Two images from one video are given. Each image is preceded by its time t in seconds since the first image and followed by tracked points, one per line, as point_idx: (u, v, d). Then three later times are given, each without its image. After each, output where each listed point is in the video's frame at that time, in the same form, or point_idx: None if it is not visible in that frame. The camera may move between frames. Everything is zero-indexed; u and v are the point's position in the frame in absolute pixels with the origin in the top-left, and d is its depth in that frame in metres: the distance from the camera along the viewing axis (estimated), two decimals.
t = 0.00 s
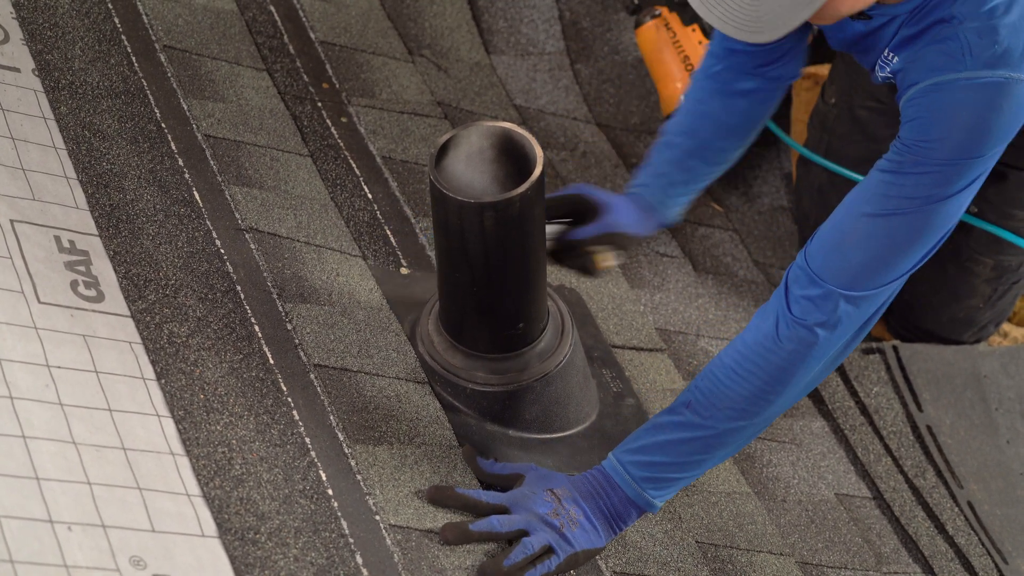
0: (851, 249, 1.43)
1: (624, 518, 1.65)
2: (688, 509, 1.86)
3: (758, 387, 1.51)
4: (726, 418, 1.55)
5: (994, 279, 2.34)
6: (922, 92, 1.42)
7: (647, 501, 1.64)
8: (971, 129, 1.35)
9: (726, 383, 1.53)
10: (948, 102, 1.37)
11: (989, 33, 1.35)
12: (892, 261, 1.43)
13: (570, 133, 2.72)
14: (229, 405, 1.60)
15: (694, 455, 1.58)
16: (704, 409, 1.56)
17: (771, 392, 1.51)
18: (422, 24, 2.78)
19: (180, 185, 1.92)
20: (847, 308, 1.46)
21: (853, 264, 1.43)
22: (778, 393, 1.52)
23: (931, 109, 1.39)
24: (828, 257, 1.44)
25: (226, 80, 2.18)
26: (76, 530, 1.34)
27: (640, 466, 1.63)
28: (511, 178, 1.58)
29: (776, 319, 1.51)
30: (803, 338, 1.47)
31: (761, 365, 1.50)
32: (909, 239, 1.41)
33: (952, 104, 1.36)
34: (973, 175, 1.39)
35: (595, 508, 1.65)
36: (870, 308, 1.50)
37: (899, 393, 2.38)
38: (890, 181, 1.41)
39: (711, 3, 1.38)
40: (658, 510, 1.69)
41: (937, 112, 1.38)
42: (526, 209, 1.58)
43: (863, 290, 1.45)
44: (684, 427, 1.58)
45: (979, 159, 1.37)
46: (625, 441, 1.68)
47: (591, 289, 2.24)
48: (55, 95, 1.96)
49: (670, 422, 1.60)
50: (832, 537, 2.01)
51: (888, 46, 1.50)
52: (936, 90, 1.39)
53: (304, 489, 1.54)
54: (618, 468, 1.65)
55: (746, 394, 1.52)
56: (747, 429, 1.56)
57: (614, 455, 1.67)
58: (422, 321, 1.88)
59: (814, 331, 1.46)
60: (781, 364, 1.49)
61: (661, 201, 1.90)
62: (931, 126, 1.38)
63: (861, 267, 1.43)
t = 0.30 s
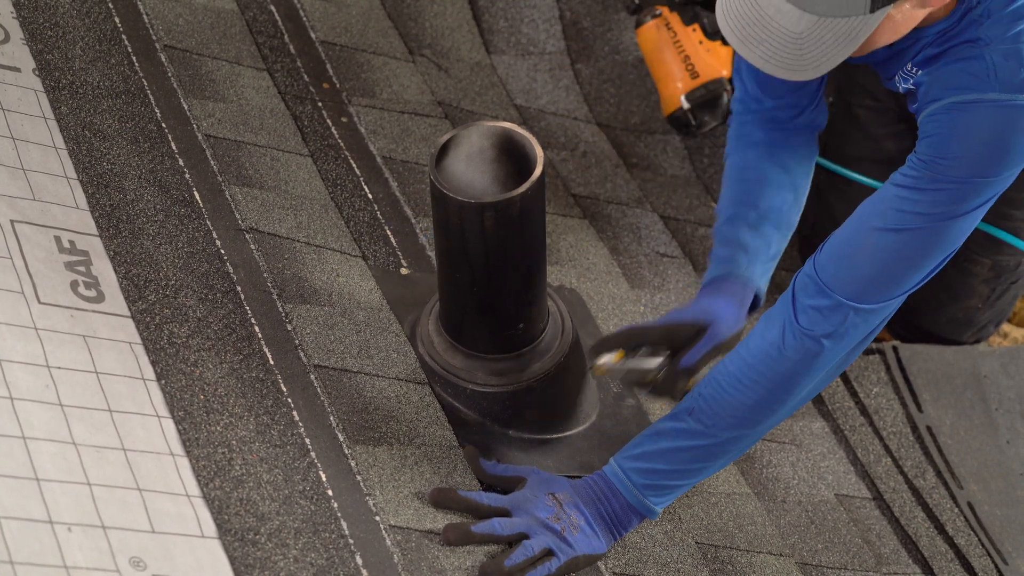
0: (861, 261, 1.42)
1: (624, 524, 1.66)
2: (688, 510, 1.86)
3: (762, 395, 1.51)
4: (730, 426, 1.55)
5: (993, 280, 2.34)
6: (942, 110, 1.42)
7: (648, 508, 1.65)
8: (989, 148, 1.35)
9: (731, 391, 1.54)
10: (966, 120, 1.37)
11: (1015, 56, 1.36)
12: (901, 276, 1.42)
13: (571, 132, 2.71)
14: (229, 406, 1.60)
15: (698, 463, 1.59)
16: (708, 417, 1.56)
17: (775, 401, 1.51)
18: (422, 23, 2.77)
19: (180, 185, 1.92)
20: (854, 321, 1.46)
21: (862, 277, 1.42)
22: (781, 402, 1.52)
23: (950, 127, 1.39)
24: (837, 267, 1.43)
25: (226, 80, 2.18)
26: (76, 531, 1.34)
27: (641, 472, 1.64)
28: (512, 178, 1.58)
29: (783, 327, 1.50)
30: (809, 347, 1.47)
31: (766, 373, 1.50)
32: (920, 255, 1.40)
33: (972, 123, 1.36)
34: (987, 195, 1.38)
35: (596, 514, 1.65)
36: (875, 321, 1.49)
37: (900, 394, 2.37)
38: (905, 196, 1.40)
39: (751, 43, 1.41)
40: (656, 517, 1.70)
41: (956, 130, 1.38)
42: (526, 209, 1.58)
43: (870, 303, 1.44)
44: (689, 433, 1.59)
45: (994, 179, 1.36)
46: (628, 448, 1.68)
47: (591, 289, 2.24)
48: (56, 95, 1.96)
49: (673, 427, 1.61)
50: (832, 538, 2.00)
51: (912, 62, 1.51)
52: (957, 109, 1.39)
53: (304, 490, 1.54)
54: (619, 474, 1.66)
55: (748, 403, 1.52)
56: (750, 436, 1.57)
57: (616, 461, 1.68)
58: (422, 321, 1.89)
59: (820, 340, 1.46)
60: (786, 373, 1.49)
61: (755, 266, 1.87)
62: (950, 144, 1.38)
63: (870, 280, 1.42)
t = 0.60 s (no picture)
0: (863, 267, 1.41)
1: (624, 526, 1.66)
2: (688, 510, 1.86)
3: (763, 399, 1.51)
4: (730, 429, 1.55)
5: (991, 281, 2.35)
6: (949, 114, 1.38)
7: (648, 510, 1.65)
8: (996, 155, 1.32)
9: (731, 395, 1.54)
10: (973, 125, 1.34)
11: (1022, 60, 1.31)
12: (903, 281, 1.41)
13: (570, 133, 2.71)
14: (229, 405, 1.60)
15: (699, 466, 1.59)
16: (707, 419, 1.56)
17: (775, 404, 1.52)
18: (422, 24, 2.77)
19: (181, 185, 1.92)
20: (855, 325, 1.46)
21: (863, 282, 1.42)
22: (783, 405, 1.52)
23: (957, 132, 1.36)
24: (839, 272, 1.43)
25: (226, 80, 2.18)
26: (76, 531, 1.34)
27: (640, 475, 1.64)
28: (512, 179, 1.58)
29: (784, 330, 1.50)
30: (809, 352, 1.47)
31: (766, 377, 1.50)
32: (924, 261, 1.39)
33: (979, 128, 1.33)
34: (994, 200, 1.36)
35: (597, 516, 1.65)
36: (878, 324, 1.49)
37: (900, 394, 2.37)
38: (910, 200, 1.38)
39: (734, 43, 1.36)
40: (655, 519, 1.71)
41: (963, 135, 1.35)
42: (526, 210, 1.58)
43: (872, 307, 1.44)
44: (690, 437, 1.58)
45: (1001, 186, 1.33)
46: (628, 450, 1.68)
47: (591, 289, 2.24)
48: (56, 95, 1.96)
49: (672, 429, 1.61)
50: (832, 537, 2.00)
51: (918, 74, 1.46)
52: (964, 114, 1.36)
53: (304, 489, 1.54)
54: (619, 476, 1.66)
55: (747, 405, 1.52)
56: (751, 439, 1.57)
57: (615, 463, 1.68)
58: (422, 321, 1.88)
59: (821, 344, 1.46)
60: (786, 378, 1.49)
61: (690, 345, 1.83)
62: (957, 150, 1.35)
63: (871, 285, 1.41)
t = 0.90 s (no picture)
0: (856, 260, 1.41)
1: (624, 525, 1.66)
2: (688, 510, 1.86)
3: (758, 394, 1.51)
4: (726, 425, 1.55)
5: (988, 283, 2.36)
6: (943, 103, 1.35)
7: (647, 509, 1.65)
8: (989, 146, 1.29)
9: (727, 391, 1.54)
10: (966, 115, 1.31)
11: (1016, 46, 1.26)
12: (897, 273, 1.41)
13: (570, 133, 2.71)
14: (229, 406, 1.60)
15: (695, 462, 1.59)
16: (703, 416, 1.56)
17: (771, 399, 1.52)
18: (422, 24, 2.77)
19: (181, 185, 1.92)
20: (850, 318, 1.46)
21: (857, 275, 1.42)
22: (778, 400, 1.52)
23: (949, 122, 1.33)
24: (832, 265, 1.43)
25: (226, 80, 2.18)
26: (76, 531, 1.34)
27: (639, 473, 1.65)
28: (512, 179, 1.58)
29: (778, 324, 1.50)
30: (804, 346, 1.47)
31: (760, 373, 1.50)
32: (918, 252, 1.39)
33: (971, 118, 1.30)
34: (988, 189, 1.34)
35: (596, 515, 1.65)
36: (874, 316, 1.49)
37: (900, 394, 2.38)
38: (903, 192, 1.37)
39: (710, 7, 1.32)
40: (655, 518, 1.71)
41: (956, 125, 1.32)
42: (526, 210, 1.58)
43: (867, 299, 1.44)
44: (685, 433, 1.58)
45: (994, 176, 1.32)
46: (625, 449, 1.68)
47: (591, 289, 2.24)
48: (55, 95, 1.96)
49: (669, 427, 1.61)
50: (832, 537, 2.00)
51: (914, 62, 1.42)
52: (957, 103, 1.32)
53: (304, 489, 1.54)
54: (618, 476, 1.67)
55: (743, 401, 1.53)
56: (748, 434, 1.57)
57: (613, 463, 1.68)
58: (422, 323, 1.87)
59: (815, 338, 1.46)
60: (781, 372, 1.49)
61: (685, 343, 1.81)
62: (949, 140, 1.32)
63: (864, 277, 1.41)
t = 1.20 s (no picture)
0: (847, 253, 1.41)
1: (623, 525, 1.66)
2: (688, 510, 1.86)
3: (753, 389, 1.51)
4: (721, 421, 1.55)
5: (986, 285, 2.36)
6: (930, 93, 1.35)
7: (646, 508, 1.65)
8: (977, 134, 1.30)
9: (722, 388, 1.54)
10: (954, 103, 1.31)
11: (1003, 31, 1.27)
12: (889, 265, 1.41)
13: (570, 133, 2.71)
14: (229, 406, 1.60)
15: (691, 459, 1.59)
16: (699, 413, 1.56)
17: (766, 395, 1.52)
18: (422, 24, 2.77)
19: (181, 185, 1.92)
20: (843, 312, 1.45)
21: (849, 267, 1.42)
22: (774, 396, 1.52)
23: (937, 111, 1.33)
24: (824, 258, 1.43)
25: (226, 80, 2.18)
26: (76, 531, 1.34)
27: (636, 473, 1.65)
28: (512, 179, 1.58)
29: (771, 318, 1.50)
30: (798, 341, 1.47)
31: (755, 369, 1.50)
32: (909, 244, 1.39)
33: (959, 106, 1.30)
34: (978, 179, 1.35)
35: (596, 515, 1.65)
36: (868, 310, 1.49)
37: (900, 394, 2.38)
38: (893, 183, 1.38)
39: None
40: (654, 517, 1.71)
41: (944, 115, 1.32)
42: (526, 211, 1.58)
43: (860, 293, 1.44)
44: (681, 430, 1.59)
45: (983, 164, 1.32)
46: (622, 448, 1.68)
47: (591, 290, 2.24)
48: (55, 95, 1.96)
49: (665, 425, 1.61)
50: (832, 538, 2.00)
51: (903, 49, 1.42)
52: (945, 92, 1.32)
53: (304, 490, 1.54)
54: (615, 477, 1.67)
55: (738, 398, 1.53)
56: (743, 430, 1.57)
57: (611, 463, 1.68)
58: (422, 323, 1.88)
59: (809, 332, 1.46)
60: (776, 368, 1.49)
61: (677, 328, 1.79)
62: (937, 129, 1.33)
63: (856, 270, 1.41)
